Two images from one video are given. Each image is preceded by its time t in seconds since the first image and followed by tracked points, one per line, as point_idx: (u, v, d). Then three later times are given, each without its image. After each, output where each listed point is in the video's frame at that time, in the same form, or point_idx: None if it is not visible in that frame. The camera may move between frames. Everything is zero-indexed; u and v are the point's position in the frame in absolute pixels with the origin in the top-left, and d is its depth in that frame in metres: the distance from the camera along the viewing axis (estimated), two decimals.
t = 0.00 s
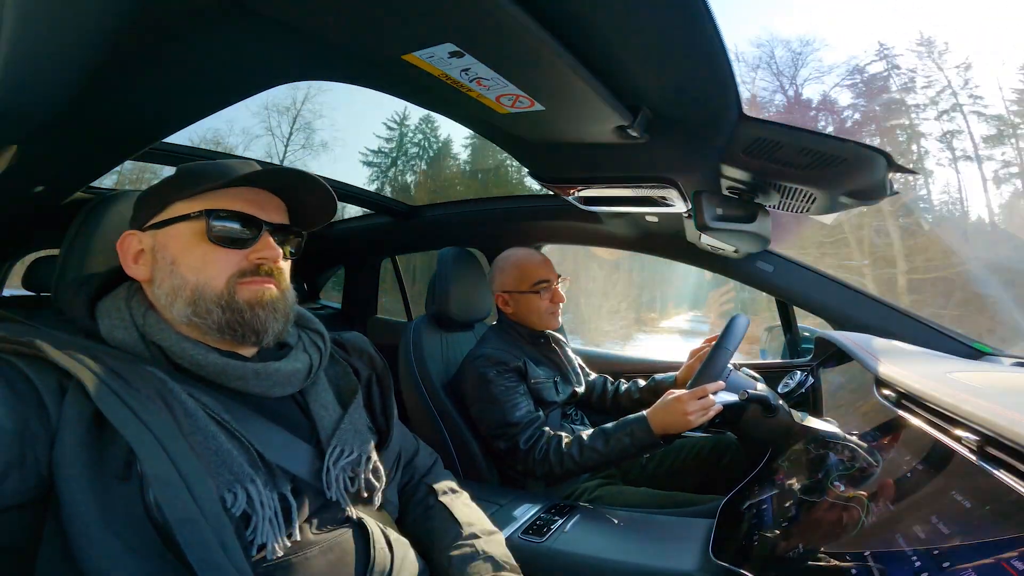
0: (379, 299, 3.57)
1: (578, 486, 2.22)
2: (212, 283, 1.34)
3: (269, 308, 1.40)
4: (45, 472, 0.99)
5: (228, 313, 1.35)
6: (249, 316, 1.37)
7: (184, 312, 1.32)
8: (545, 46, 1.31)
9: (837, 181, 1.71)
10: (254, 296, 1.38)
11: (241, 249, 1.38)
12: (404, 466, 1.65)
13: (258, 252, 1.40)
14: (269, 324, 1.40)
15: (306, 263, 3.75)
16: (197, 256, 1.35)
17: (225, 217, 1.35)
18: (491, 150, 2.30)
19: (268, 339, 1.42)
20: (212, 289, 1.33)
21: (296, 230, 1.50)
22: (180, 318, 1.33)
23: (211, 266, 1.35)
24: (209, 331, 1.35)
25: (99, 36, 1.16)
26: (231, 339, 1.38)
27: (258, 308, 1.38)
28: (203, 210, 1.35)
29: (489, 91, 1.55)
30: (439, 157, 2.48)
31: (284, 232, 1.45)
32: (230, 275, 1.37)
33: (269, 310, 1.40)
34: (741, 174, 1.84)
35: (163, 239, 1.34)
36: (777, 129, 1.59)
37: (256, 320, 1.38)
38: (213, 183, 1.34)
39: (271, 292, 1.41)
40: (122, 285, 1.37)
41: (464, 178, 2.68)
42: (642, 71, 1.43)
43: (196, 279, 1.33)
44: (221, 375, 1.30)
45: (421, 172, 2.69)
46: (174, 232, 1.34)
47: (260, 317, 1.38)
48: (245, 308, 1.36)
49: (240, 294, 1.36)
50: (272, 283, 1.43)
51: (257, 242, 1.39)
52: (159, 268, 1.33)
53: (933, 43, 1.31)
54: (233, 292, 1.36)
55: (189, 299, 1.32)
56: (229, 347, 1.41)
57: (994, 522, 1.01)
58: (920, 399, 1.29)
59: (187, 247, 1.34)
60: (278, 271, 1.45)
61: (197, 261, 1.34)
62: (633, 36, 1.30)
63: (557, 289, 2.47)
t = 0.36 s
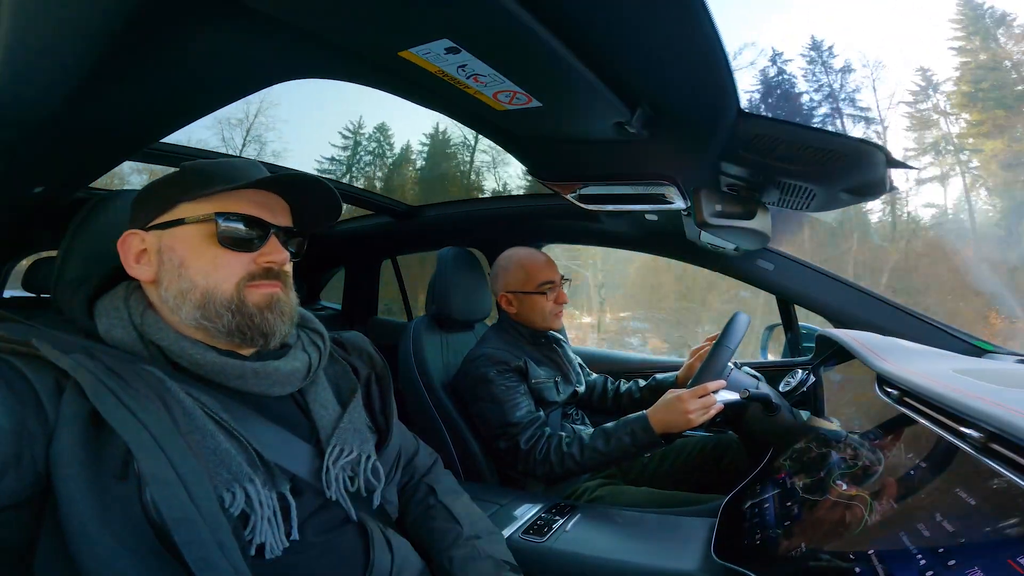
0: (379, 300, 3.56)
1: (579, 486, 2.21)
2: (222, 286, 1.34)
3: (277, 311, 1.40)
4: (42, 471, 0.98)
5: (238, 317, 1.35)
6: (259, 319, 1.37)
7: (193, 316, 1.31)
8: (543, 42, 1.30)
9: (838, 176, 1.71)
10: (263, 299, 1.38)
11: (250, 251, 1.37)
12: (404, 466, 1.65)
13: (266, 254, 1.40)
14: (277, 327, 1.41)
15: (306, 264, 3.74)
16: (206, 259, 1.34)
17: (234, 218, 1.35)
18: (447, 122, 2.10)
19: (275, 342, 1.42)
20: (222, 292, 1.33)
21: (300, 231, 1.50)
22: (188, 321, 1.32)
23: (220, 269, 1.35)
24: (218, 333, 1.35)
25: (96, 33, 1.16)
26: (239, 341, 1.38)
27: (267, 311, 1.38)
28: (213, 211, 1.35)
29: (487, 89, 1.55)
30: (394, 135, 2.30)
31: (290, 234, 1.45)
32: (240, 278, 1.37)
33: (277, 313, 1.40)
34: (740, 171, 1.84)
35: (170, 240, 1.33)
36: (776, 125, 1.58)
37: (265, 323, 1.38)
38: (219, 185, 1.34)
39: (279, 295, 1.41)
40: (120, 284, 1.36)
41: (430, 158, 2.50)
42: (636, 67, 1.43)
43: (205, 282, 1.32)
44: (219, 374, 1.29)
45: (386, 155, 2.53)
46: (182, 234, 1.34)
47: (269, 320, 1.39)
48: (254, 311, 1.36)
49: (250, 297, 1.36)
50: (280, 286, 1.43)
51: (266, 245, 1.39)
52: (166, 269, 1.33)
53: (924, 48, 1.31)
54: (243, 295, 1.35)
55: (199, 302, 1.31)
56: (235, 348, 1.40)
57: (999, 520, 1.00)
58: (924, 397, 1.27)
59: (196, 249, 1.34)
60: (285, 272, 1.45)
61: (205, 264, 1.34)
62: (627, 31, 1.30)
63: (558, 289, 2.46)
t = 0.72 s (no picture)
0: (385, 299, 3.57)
1: (583, 486, 2.21)
2: (222, 284, 1.35)
3: (277, 309, 1.41)
4: (56, 468, 1.00)
5: (237, 314, 1.36)
6: (258, 317, 1.38)
7: (194, 313, 1.33)
8: (550, 45, 1.31)
9: (846, 180, 1.71)
10: (263, 297, 1.39)
11: (251, 250, 1.39)
12: (410, 465, 1.66)
13: (267, 253, 1.41)
14: (277, 325, 1.42)
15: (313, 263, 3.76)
16: (208, 257, 1.36)
17: (235, 217, 1.35)
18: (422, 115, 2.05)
19: (275, 341, 1.43)
20: (222, 290, 1.34)
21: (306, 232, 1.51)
22: (190, 319, 1.33)
23: (221, 267, 1.36)
24: (218, 331, 1.36)
25: (112, 36, 1.17)
26: (239, 339, 1.39)
27: (266, 309, 1.39)
28: (214, 210, 1.36)
29: (496, 91, 1.55)
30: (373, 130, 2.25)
31: (296, 234, 1.46)
32: (240, 276, 1.38)
33: (277, 311, 1.41)
34: (748, 175, 1.84)
35: (174, 239, 1.35)
36: (784, 128, 1.57)
37: (264, 321, 1.39)
38: (222, 183, 1.35)
39: (280, 294, 1.42)
40: (132, 284, 1.38)
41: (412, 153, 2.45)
42: (642, 70, 1.43)
43: (206, 280, 1.34)
44: (229, 373, 1.31)
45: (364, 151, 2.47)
46: (186, 233, 1.35)
47: (269, 318, 1.40)
48: (254, 309, 1.37)
49: (249, 295, 1.37)
50: (282, 285, 1.44)
51: (267, 243, 1.40)
52: (170, 267, 1.34)
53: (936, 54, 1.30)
54: (243, 293, 1.36)
55: (200, 299, 1.33)
56: (239, 347, 1.42)
57: (1002, 526, 1.00)
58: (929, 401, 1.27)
59: (199, 247, 1.35)
60: (287, 272, 1.46)
61: (206, 262, 1.35)
62: (631, 34, 1.30)
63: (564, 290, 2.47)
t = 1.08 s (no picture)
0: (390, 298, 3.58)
1: (589, 486, 2.20)
2: (227, 284, 1.35)
3: (283, 308, 1.41)
4: (62, 467, 1.00)
5: (242, 313, 1.36)
6: (263, 316, 1.38)
7: (200, 312, 1.33)
8: (555, 43, 1.30)
9: (855, 178, 1.69)
10: (268, 296, 1.39)
11: (257, 249, 1.39)
12: (415, 465, 1.66)
13: (273, 252, 1.41)
14: (282, 324, 1.41)
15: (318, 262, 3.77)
16: (213, 256, 1.36)
17: (241, 216, 1.36)
18: (375, 103, 2.02)
19: (281, 340, 1.43)
20: (227, 289, 1.34)
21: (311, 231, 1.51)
22: (195, 318, 1.33)
23: (226, 266, 1.36)
24: (224, 330, 1.36)
25: (117, 36, 1.18)
26: (244, 338, 1.39)
27: (271, 308, 1.39)
28: (220, 209, 1.36)
29: (500, 90, 1.55)
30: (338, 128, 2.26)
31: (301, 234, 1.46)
32: (245, 275, 1.38)
33: (283, 310, 1.41)
34: (755, 173, 1.82)
35: (180, 238, 1.35)
36: (791, 126, 1.56)
37: (269, 320, 1.39)
38: (226, 181, 1.35)
39: (285, 293, 1.42)
40: (139, 284, 1.39)
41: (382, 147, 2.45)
42: (649, 69, 1.43)
43: (211, 279, 1.34)
44: (234, 372, 1.31)
45: (337, 151, 2.50)
46: (191, 232, 1.35)
47: (274, 317, 1.40)
48: (259, 308, 1.37)
49: (254, 294, 1.37)
50: (287, 283, 1.44)
51: (272, 242, 1.40)
52: (176, 266, 1.34)
53: (954, 60, 1.30)
54: (248, 292, 1.36)
55: (205, 298, 1.33)
56: (244, 346, 1.42)
57: (1012, 527, 0.99)
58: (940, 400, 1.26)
59: (204, 246, 1.35)
60: (293, 271, 1.46)
61: (212, 260, 1.35)
62: (638, 31, 1.29)
63: (569, 287, 2.46)
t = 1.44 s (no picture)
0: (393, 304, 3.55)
1: (592, 492, 2.18)
2: (223, 292, 1.34)
3: (280, 315, 1.40)
4: (60, 476, 0.99)
5: (238, 322, 1.35)
6: (260, 324, 1.37)
7: (196, 322, 1.32)
8: (557, 46, 1.29)
9: (862, 180, 1.66)
10: (265, 303, 1.38)
11: (250, 256, 1.38)
12: (417, 471, 1.64)
13: (267, 258, 1.41)
14: (280, 331, 1.40)
15: (322, 267, 3.76)
16: (208, 264, 1.35)
17: (234, 223, 1.35)
18: (328, 117, 2.12)
19: (279, 348, 1.42)
20: (223, 298, 1.33)
21: (305, 235, 1.50)
22: (192, 328, 1.33)
23: (221, 275, 1.35)
24: (221, 339, 1.35)
25: (118, 40, 1.17)
26: (242, 347, 1.38)
27: (268, 315, 1.38)
28: (212, 216, 1.35)
29: (502, 93, 1.54)
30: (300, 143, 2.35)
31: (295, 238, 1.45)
32: (240, 283, 1.37)
33: (280, 317, 1.40)
34: (758, 176, 1.80)
35: (173, 247, 1.34)
36: (798, 130, 1.54)
37: (267, 328, 1.38)
38: (218, 189, 1.34)
39: (282, 300, 1.41)
40: (138, 292, 1.38)
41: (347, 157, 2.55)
42: (653, 71, 1.41)
43: (206, 288, 1.33)
44: (232, 381, 1.30)
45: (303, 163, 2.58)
46: (185, 240, 1.34)
47: (271, 325, 1.38)
48: (255, 316, 1.36)
49: (250, 302, 1.36)
50: (284, 290, 1.43)
51: (266, 249, 1.40)
52: (169, 276, 1.33)
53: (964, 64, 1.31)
54: (244, 300, 1.36)
55: (201, 308, 1.32)
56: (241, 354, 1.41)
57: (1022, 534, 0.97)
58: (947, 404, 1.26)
59: (198, 255, 1.34)
60: (288, 277, 1.45)
61: (206, 269, 1.34)
62: (642, 35, 1.28)
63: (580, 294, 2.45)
